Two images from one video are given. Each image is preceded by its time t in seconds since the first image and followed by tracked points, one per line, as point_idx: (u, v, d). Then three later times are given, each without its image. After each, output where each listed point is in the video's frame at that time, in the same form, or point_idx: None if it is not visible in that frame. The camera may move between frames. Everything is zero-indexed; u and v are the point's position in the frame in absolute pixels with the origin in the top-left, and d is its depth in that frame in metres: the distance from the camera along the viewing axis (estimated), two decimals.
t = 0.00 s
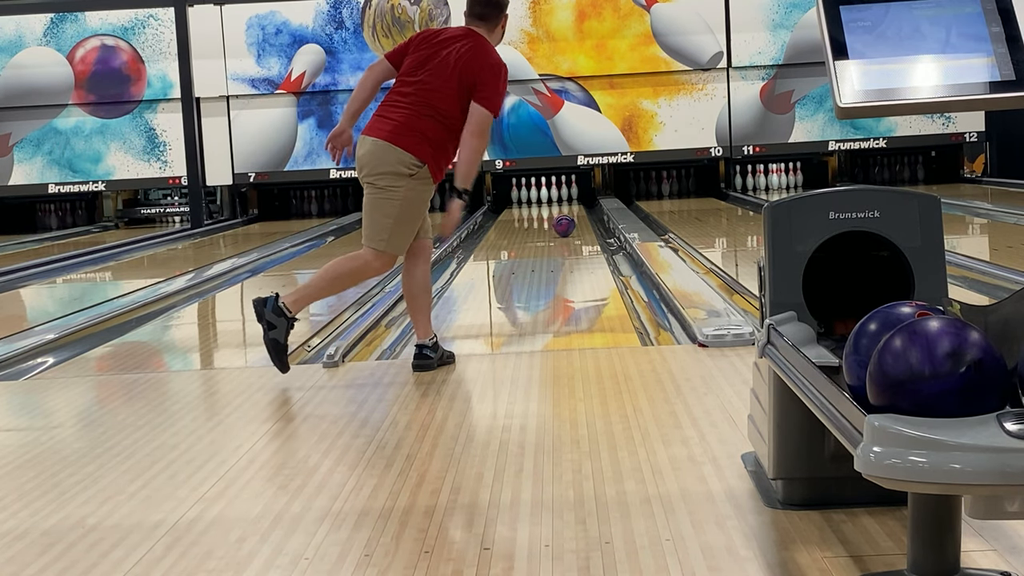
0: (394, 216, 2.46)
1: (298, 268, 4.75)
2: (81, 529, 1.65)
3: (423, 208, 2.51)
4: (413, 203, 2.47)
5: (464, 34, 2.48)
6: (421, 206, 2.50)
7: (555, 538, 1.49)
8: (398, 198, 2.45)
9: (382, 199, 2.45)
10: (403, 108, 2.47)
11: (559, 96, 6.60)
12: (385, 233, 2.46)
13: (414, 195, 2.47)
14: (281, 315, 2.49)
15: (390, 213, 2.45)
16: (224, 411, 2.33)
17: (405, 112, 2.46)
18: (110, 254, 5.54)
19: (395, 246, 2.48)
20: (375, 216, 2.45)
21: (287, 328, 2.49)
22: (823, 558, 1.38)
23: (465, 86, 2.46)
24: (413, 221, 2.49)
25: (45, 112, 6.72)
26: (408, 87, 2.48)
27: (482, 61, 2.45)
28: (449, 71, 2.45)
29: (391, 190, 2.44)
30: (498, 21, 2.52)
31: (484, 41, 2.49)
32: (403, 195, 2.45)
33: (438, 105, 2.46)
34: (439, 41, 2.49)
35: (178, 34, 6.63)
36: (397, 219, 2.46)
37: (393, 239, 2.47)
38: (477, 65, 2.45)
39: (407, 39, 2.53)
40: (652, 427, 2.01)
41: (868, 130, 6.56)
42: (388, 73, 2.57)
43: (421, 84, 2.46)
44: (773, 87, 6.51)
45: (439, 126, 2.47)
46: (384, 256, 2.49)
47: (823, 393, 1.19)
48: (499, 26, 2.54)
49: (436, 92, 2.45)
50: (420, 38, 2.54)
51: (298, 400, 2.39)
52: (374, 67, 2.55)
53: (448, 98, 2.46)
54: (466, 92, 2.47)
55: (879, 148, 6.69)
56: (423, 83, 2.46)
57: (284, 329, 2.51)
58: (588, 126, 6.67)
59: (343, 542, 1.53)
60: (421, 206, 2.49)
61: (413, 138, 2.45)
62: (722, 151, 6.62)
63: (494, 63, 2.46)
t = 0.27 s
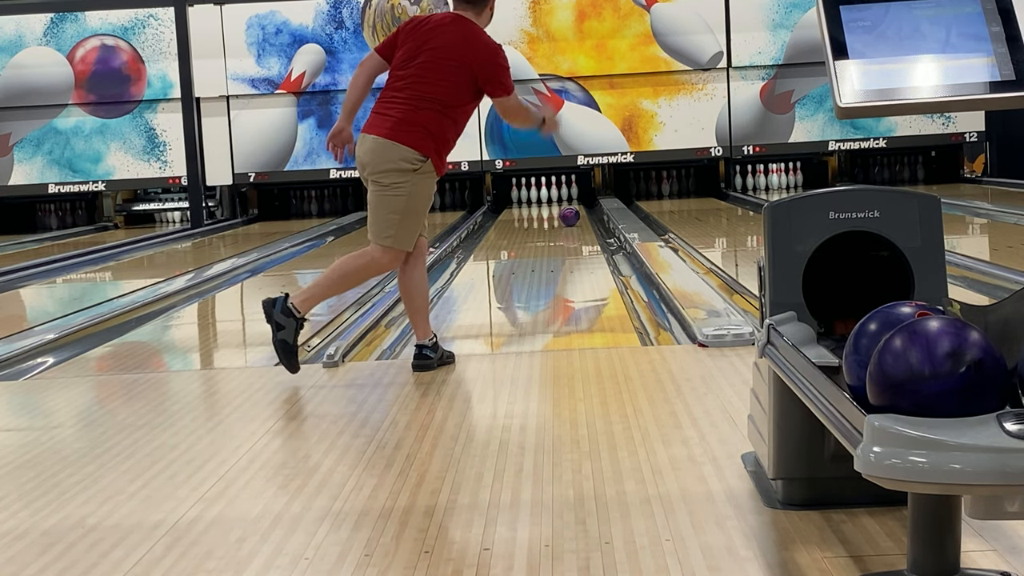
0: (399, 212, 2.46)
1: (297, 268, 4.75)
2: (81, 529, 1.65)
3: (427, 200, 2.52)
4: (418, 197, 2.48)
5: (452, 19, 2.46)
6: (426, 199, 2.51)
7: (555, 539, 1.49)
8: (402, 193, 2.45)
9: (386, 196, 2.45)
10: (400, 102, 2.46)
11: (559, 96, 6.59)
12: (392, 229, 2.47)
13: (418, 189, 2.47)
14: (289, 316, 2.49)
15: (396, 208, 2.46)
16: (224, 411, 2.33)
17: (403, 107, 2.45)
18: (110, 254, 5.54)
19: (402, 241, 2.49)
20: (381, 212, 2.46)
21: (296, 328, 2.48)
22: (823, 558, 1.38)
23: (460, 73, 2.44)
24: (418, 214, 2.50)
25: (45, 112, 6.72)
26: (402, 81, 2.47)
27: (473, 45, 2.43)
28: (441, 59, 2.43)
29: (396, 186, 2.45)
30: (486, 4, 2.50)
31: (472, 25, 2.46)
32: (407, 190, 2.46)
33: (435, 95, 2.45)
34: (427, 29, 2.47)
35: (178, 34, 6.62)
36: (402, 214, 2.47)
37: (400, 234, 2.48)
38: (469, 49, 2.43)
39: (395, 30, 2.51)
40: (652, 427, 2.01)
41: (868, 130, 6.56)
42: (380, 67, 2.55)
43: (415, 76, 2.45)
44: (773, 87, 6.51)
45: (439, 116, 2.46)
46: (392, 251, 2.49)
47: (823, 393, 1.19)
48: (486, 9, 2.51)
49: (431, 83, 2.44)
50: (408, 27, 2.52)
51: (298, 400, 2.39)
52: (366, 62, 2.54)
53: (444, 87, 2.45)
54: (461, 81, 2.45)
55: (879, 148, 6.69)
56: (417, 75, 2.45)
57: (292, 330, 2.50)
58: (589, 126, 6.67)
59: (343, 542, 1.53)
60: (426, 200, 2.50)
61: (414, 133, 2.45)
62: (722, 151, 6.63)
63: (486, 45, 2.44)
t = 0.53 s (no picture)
0: (424, 204, 2.46)
1: (297, 268, 4.75)
2: (81, 529, 1.65)
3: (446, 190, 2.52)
4: (438, 187, 2.47)
5: (436, 5, 2.46)
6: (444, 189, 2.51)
7: (555, 539, 1.49)
8: (424, 185, 2.45)
9: (409, 190, 2.45)
10: (402, 93, 2.45)
11: (559, 96, 6.60)
12: (418, 222, 2.46)
13: (438, 179, 2.47)
14: (328, 319, 2.38)
15: (420, 202, 2.45)
16: (224, 411, 2.33)
17: (406, 99, 2.44)
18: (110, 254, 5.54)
19: (427, 232, 2.49)
20: (405, 207, 2.45)
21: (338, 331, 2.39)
22: (823, 558, 1.38)
23: (455, 57, 2.44)
24: (440, 204, 2.50)
25: (45, 113, 6.72)
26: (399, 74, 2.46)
27: (462, 27, 2.45)
28: (435, 45, 2.43)
29: (418, 179, 2.44)
30: None
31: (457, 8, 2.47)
32: (428, 181, 2.45)
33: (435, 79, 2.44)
34: (413, 19, 2.47)
35: (178, 34, 6.62)
36: (426, 205, 2.46)
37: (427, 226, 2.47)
38: (459, 30, 2.44)
39: (379, 25, 2.51)
40: (652, 427, 2.01)
41: (868, 130, 6.56)
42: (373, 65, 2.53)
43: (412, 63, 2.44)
44: (773, 87, 6.51)
45: (444, 103, 2.46)
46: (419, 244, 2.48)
47: (823, 394, 1.19)
48: None
49: (429, 68, 2.43)
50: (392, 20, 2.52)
51: (298, 401, 2.39)
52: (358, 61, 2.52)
53: (442, 71, 2.44)
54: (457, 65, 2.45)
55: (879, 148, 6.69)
56: (414, 62, 2.44)
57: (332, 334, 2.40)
58: (589, 126, 6.67)
59: (343, 542, 1.53)
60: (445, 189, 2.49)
61: (425, 121, 2.43)
62: (722, 151, 6.63)
63: (473, 25, 2.46)
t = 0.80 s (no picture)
0: (458, 201, 2.47)
1: (297, 268, 4.75)
2: (81, 529, 1.65)
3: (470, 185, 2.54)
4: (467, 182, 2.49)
5: None
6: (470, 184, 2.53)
7: (555, 539, 1.49)
8: (454, 182, 2.46)
9: (442, 190, 2.46)
10: (405, 96, 2.44)
11: (559, 96, 6.59)
12: (457, 218, 2.47)
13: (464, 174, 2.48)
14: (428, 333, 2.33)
15: (452, 200, 2.46)
16: (224, 411, 2.33)
17: (407, 100, 2.43)
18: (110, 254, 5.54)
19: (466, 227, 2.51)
20: (443, 207, 2.46)
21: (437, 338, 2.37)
22: (823, 558, 1.38)
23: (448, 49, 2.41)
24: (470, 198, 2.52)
25: (45, 112, 6.73)
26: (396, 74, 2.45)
27: (450, 17, 2.41)
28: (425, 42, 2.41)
29: (447, 178, 2.46)
30: None
31: None
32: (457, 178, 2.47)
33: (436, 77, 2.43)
34: (401, 16, 2.44)
35: (178, 34, 6.63)
36: (461, 201, 2.48)
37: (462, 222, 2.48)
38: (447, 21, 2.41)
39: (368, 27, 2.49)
40: (652, 428, 2.01)
41: (868, 130, 6.56)
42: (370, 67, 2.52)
43: (409, 64, 2.43)
44: (773, 87, 6.51)
45: (445, 98, 2.44)
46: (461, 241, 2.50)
47: (824, 393, 1.19)
48: None
49: (426, 66, 2.42)
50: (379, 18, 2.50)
51: (298, 401, 2.39)
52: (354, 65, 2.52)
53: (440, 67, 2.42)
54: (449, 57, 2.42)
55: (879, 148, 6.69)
56: (412, 62, 2.43)
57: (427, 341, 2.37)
58: (589, 126, 6.67)
59: (343, 542, 1.53)
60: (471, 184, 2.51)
61: (438, 121, 2.44)
62: (722, 151, 6.63)
63: (460, 13, 2.42)
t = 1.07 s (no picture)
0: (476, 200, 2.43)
1: (297, 268, 4.75)
2: (81, 529, 1.65)
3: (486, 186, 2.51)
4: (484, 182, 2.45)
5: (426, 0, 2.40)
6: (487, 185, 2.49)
7: (555, 538, 1.49)
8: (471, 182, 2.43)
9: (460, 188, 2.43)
10: (418, 100, 2.42)
11: (559, 96, 6.60)
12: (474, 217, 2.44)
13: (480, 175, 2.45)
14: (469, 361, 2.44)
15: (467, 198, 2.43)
16: (224, 411, 2.33)
17: (416, 104, 2.42)
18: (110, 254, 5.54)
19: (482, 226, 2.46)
20: (460, 206, 2.42)
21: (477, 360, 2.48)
22: (823, 558, 1.38)
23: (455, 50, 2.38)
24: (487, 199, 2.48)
25: (45, 113, 6.73)
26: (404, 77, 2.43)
27: (456, 15, 2.37)
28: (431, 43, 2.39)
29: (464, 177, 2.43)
30: None
31: None
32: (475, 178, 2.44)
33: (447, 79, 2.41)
34: (407, 17, 2.41)
35: (178, 34, 6.65)
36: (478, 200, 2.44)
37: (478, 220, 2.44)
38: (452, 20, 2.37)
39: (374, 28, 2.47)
40: (652, 428, 2.01)
41: (868, 130, 6.56)
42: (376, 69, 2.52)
43: (418, 68, 2.41)
44: (773, 87, 6.51)
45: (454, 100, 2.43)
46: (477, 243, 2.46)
47: (824, 393, 1.19)
48: None
49: (436, 68, 2.40)
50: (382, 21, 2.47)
51: (298, 401, 2.39)
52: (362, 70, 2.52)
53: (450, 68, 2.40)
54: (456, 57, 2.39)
55: (879, 148, 6.69)
56: (422, 65, 2.41)
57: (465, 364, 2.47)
58: (589, 126, 6.67)
59: (343, 542, 1.53)
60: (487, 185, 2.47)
61: (453, 122, 2.43)
62: (722, 151, 6.62)
63: (467, 12, 2.38)
